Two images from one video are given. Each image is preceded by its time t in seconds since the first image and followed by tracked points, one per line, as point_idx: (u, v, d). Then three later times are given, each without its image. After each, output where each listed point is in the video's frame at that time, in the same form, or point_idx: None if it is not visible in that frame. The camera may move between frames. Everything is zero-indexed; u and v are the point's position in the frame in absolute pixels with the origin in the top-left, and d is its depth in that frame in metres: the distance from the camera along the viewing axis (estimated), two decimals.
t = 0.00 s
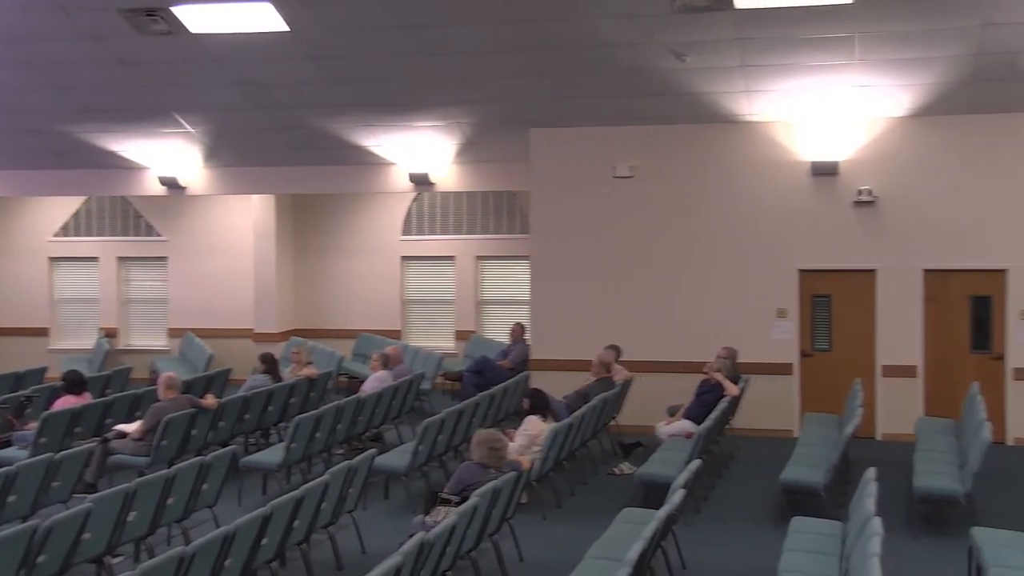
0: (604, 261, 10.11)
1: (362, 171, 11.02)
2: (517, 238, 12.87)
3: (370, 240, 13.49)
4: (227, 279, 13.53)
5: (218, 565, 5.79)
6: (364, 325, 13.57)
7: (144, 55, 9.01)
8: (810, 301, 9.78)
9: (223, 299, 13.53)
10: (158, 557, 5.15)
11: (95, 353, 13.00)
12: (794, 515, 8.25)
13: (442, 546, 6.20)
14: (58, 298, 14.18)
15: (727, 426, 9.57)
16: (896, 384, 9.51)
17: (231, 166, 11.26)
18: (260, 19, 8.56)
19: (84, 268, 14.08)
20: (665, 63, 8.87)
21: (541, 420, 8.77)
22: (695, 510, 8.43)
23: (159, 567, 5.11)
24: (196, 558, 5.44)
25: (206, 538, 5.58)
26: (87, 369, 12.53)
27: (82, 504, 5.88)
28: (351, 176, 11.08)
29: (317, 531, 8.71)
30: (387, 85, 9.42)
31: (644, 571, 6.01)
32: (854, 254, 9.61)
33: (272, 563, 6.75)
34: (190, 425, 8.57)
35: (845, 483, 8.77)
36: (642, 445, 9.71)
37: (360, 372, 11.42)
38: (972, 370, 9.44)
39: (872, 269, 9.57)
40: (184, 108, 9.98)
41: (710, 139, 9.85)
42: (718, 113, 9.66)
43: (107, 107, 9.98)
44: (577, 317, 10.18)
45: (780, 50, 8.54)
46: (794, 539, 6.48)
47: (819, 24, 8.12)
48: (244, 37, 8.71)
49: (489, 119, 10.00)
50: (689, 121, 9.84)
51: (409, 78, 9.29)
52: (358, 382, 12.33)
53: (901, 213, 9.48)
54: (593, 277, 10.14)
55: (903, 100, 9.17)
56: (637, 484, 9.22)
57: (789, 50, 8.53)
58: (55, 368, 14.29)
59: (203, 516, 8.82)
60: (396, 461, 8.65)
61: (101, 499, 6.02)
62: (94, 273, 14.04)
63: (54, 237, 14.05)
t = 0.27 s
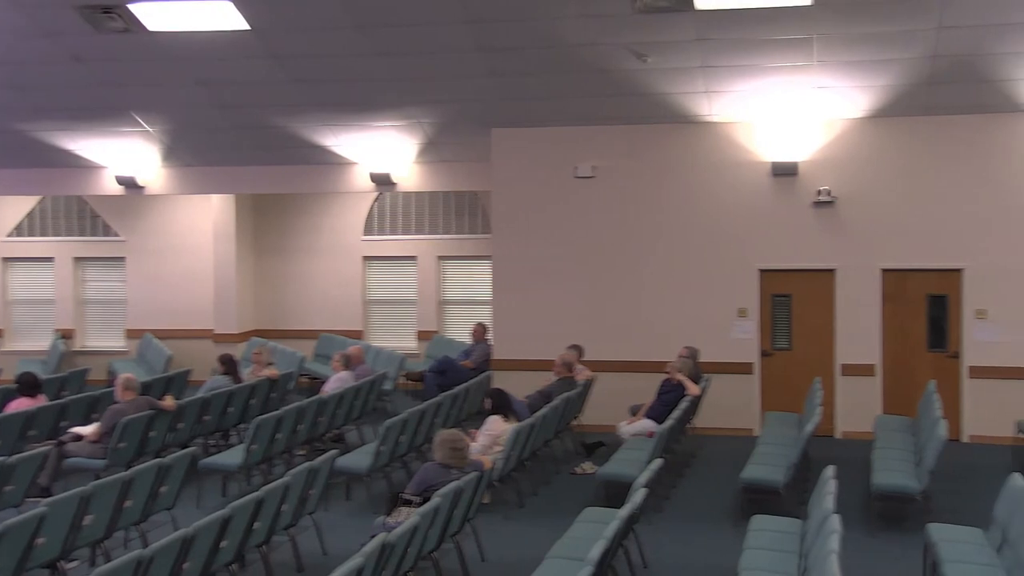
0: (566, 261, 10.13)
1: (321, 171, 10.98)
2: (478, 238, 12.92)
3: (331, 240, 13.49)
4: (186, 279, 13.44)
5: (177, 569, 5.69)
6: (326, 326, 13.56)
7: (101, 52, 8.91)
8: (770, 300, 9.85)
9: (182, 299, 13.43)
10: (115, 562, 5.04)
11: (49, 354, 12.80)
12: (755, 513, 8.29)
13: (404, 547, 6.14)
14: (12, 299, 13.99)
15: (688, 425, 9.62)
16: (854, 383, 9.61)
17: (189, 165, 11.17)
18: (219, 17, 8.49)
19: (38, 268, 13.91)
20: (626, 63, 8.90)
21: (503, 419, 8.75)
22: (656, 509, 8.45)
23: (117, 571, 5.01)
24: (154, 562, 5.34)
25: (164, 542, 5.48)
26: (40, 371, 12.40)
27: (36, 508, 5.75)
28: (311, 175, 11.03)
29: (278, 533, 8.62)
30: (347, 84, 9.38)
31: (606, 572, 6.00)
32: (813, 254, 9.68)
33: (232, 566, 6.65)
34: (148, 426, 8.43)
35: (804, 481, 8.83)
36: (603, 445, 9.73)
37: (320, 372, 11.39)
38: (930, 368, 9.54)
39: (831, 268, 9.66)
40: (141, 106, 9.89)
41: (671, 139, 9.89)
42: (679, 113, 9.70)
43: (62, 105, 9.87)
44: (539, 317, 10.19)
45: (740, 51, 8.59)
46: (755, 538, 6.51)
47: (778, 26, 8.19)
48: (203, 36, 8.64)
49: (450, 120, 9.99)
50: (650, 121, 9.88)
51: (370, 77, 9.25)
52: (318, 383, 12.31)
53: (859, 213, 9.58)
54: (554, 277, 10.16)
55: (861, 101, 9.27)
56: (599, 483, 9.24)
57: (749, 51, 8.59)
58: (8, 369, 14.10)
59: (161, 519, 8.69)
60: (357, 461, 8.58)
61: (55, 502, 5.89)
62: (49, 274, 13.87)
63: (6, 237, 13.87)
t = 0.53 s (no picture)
0: (527, 261, 10.14)
1: (280, 172, 10.94)
2: (440, 238, 12.93)
3: (292, 240, 13.45)
4: (145, 280, 13.33)
5: (134, 573, 5.59)
6: (286, 327, 13.51)
7: (56, 49, 8.80)
8: (731, 300, 9.90)
9: (141, 300, 13.32)
10: (69, 566, 4.94)
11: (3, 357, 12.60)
12: (716, 511, 8.33)
13: (366, 549, 6.07)
14: None
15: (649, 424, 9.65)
16: (814, 382, 9.69)
17: (147, 164, 11.10)
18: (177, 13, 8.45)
19: None
20: (587, 63, 8.91)
21: (465, 419, 8.71)
22: (618, 508, 8.47)
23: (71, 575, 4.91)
24: (110, 565, 5.24)
25: (120, 546, 5.38)
26: None
27: None
28: (272, 175, 10.97)
29: (238, 535, 8.52)
30: (308, 84, 9.33)
31: (568, 572, 5.99)
32: (774, 254, 9.75)
33: (191, 569, 6.54)
34: (105, 428, 8.31)
35: (765, 480, 8.88)
36: (566, 445, 9.75)
37: (281, 373, 11.33)
38: (886, 366, 9.65)
39: (791, 268, 9.72)
40: (97, 105, 9.80)
41: (632, 140, 9.93)
42: (640, 113, 9.73)
43: (16, 102, 9.75)
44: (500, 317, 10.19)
45: (700, 52, 8.64)
46: (715, 536, 6.55)
47: (738, 27, 8.24)
48: (160, 33, 8.56)
49: (410, 120, 9.97)
50: (611, 122, 9.90)
51: (330, 77, 9.21)
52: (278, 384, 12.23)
53: (818, 213, 9.65)
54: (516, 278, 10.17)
55: (819, 102, 9.35)
56: (561, 483, 9.24)
57: (709, 52, 8.63)
58: None
59: (119, 522, 8.56)
60: (319, 462, 8.51)
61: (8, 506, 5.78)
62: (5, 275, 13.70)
63: None
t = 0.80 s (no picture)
0: (488, 262, 10.13)
1: (239, 172, 10.88)
2: (402, 237, 13.02)
3: (252, 240, 13.40)
4: (103, 281, 13.19)
5: None
6: (247, 327, 13.46)
7: (11, 46, 8.68)
8: (693, 300, 9.95)
9: (98, 301, 13.19)
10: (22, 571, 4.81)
11: None
12: (678, 510, 8.35)
13: (328, 551, 5.98)
14: None
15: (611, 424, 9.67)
16: (774, 381, 9.76)
17: (103, 162, 11.01)
18: (135, 8, 8.38)
19: None
20: (549, 63, 8.92)
21: (427, 420, 8.67)
22: (580, 508, 8.47)
23: None
24: (65, 570, 5.12)
25: (75, 549, 5.26)
26: None
27: None
28: (233, 175, 10.90)
29: (198, 538, 8.40)
30: (268, 83, 9.27)
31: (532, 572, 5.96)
32: (735, 254, 9.80)
33: (150, 572, 6.39)
34: (61, 431, 8.17)
35: (727, 478, 8.92)
36: (528, 444, 9.75)
37: (241, 374, 11.28)
38: (846, 366, 9.73)
39: (751, 268, 9.79)
40: (53, 103, 9.70)
41: (594, 140, 9.95)
42: (601, 113, 9.75)
43: None
44: (461, 318, 10.19)
45: (661, 53, 8.67)
46: (677, 535, 6.56)
47: (698, 29, 8.28)
48: (118, 31, 8.47)
49: (371, 120, 9.94)
50: (573, 122, 9.92)
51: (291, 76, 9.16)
52: (238, 385, 12.15)
53: (778, 213, 9.72)
54: (477, 278, 10.16)
55: (779, 103, 9.41)
56: (523, 483, 9.24)
57: (670, 53, 8.66)
58: None
59: (76, 526, 8.42)
60: (280, 464, 8.43)
61: None
62: None
63: None
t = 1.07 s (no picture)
0: (449, 262, 10.12)
1: (197, 173, 10.81)
2: (364, 237, 12.99)
3: (211, 240, 13.34)
4: (59, 281, 13.06)
5: None
6: (207, 328, 13.39)
7: None
8: (654, 300, 9.99)
9: (55, 302, 13.05)
10: None
11: None
12: (640, 510, 8.36)
13: (289, 553, 5.90)
14: None
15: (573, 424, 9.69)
16: (735, 380, 9.81)
17: (58, 161, 10.91)
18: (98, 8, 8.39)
19: None
20: (511, 64, 8.92)
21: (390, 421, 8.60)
22: (542, 507, 8.47)
23: None
24: None
25: (29, 555, 5.14)
26: None
27: None
28: (193, 175, 10.83)
29: (157, 541, 8.29)
30: (227, 82, 9.21)
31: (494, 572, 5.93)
32: (696, 254, 9.85)
33: None
34: (15, 434, 8.06)
35: (688, 477, 8.95)
36: (490, 444, 9.75)
37: (201, 375, 11.21)
38: (806, 366, 9.83)
39: (712, 268, 9.83)
40: (7, 100, 9.61)
41: (555, 140, 9.97)
42: (563, 113, 9.75)
43: None
44: (422, 318, 10.17)
45: (622, 54, 8.70)
46: (638, 534, 6.56)
47: (657, 29, 8.32)
48: (74, 28, 8.39)
49: (332, 120, 9.90)
50: (534, 122, 9.93)
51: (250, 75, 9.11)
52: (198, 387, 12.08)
53: (738, 213, 9.78)
54: (438, 278, 10.15)
55: (739, 104, 9.46)
56: (485, 483, 9.24)
57: (631, 53, 8.69)
58: None
59: (31, 530, 8.28)
60: (239, 465, 8.35)
61: None
62: None
63: None
